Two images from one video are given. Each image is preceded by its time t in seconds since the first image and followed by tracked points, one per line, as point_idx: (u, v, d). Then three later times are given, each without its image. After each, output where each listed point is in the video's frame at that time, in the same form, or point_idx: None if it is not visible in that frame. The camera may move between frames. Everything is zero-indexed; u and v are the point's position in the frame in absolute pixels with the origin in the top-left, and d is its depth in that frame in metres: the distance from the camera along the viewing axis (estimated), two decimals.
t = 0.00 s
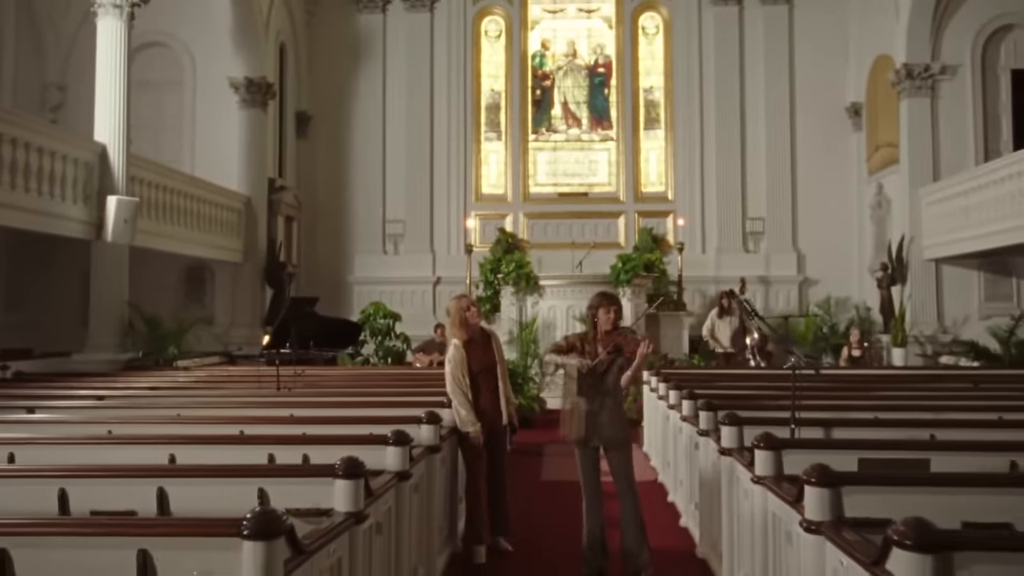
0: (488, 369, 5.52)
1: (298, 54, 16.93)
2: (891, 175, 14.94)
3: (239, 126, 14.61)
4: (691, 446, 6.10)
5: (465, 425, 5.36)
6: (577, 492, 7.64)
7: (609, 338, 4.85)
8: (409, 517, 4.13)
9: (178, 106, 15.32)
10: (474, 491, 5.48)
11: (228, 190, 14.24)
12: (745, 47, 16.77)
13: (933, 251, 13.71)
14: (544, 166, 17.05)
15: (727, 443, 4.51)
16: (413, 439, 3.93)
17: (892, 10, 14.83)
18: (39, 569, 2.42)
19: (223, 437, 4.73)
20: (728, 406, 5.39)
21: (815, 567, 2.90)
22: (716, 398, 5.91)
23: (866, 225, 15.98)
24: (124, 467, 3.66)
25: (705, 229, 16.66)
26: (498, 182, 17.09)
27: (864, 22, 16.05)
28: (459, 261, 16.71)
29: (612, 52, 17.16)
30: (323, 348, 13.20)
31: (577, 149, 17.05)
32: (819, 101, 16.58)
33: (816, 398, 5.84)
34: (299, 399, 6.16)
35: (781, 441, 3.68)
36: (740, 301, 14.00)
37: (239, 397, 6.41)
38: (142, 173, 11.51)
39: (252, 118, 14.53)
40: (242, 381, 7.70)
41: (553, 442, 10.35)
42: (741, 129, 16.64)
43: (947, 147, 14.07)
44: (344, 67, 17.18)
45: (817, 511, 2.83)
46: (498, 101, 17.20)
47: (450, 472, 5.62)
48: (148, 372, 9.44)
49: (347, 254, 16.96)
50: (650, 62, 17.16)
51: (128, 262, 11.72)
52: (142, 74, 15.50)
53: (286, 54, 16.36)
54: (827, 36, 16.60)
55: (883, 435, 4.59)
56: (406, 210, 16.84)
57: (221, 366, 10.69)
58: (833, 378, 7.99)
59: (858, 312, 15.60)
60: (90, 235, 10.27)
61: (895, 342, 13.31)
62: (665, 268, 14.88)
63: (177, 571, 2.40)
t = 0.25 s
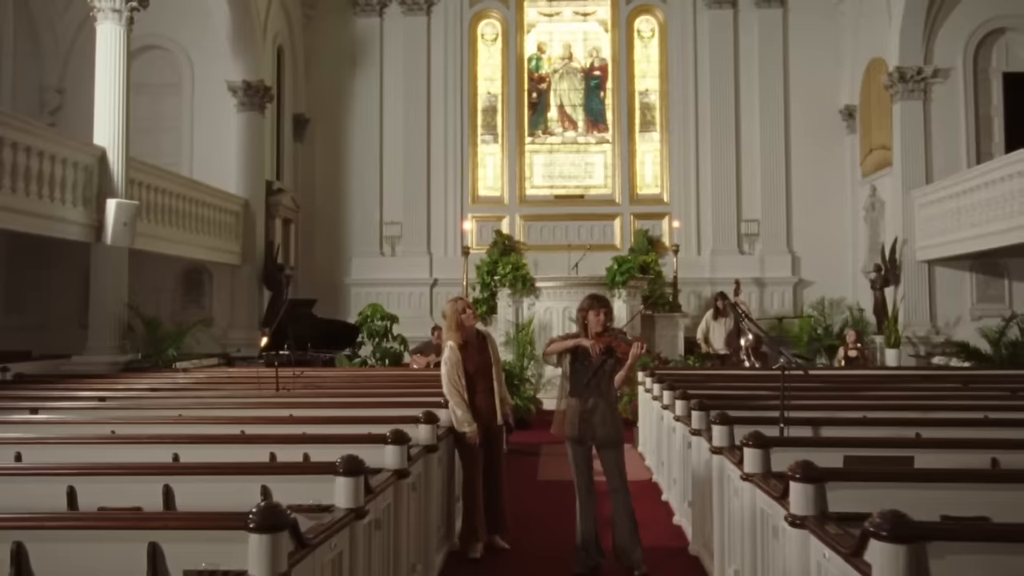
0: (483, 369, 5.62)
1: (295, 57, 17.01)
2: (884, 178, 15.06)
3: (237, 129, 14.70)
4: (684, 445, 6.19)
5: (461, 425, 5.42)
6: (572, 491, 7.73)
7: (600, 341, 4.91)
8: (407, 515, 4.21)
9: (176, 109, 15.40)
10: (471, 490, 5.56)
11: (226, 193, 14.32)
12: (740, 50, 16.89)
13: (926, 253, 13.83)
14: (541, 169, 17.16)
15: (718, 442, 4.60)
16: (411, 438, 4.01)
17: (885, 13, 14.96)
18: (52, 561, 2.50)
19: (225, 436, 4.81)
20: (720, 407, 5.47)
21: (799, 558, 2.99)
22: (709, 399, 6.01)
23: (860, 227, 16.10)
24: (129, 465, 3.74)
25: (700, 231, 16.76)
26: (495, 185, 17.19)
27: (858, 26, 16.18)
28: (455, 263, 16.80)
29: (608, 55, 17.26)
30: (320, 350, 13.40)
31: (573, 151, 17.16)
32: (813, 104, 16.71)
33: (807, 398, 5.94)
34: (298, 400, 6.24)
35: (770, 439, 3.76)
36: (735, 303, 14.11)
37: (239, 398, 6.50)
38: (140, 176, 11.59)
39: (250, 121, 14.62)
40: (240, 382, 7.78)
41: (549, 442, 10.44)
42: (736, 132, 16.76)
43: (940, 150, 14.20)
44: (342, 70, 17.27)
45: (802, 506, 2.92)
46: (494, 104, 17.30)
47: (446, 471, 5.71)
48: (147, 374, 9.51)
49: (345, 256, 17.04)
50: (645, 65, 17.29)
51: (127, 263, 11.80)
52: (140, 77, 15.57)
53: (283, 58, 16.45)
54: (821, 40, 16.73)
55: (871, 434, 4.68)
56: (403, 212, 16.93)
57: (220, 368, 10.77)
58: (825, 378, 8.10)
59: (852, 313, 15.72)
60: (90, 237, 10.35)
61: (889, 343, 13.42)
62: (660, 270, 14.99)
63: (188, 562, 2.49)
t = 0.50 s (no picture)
0: (478, 370, 5.70)
1: (292, 60, 17.10)
2: (876, 183, 15.21)
3: (234, 133, 14.78)
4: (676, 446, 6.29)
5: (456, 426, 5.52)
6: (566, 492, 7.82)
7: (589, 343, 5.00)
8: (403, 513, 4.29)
9: (173, 112, 15.47)
10: (466, 490, 5.65)
11: (223, 196, 14.39)
12: (734, 55, 17.02)
13: (917, 257, 13.97)
14: (536, 172, 17.28)
15: (708, 442, 4.70)
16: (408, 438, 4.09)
17: (877, 20, 15.11)
18: (62, 555, 2.58)
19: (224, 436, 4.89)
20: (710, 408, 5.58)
21: (785, 553, 3.09)
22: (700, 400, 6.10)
23: (852, 231, 16.24)
24: (131, 463, 3.82)
25: (694, 234, 16.89)
26: (490, 189, 17.29)
27: (851, 33, 16.33)
28: (451, 266, 16.90)
29: (603, 60, 17.38)
30: (316, 351, 13.61)
31: (568, 155, 17.28)
32: (806, 109, 16.85)
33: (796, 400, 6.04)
34: (295, 401, 6.32)
35: (757, 439, 3.86)
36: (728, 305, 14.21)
37: (237, 399, 6.57)
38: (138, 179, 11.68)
39: (247, 125, 14.71)
40: (238, 384, 7.86)
41: (543, 444, 10.54)
42: (730, 136, 16.88)
43: (931, 155, 14.34)
44: (338, 74, 17.36)
45: (787, 502, 3.02)
46: (490, 108, 17.40)
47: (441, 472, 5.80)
48: (144, 376, 9.57)
49: (341, 259, 17.12)
50: (640, 69, 17.41)
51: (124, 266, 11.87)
52: (137, 80, 15.63)
53: (280, 62, 16.53)
54: (814, 46, 16.87)
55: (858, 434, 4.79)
56: (399, 215, 17.02)
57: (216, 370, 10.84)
58: (816, 381, 8.20)
59: (844, 317, 15.86)
60: (88, 240, 10.42)
61: (880, 346, 13.54)
62: (654, 273, 15.10)
63: (195, 555, 2.53)
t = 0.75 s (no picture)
0: (477, 374, 5.77)
1: (289, 65, 17.18)
2: (869, 188, 15.34)
3: (231, 138, 14.84)
4: (671, 449, 6.35)
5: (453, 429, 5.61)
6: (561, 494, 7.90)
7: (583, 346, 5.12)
8: (402, 515, 4.36)
9: (171, 118, 15.54)
10: (463, 492, 5.72)
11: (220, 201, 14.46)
12: (728, 62, 17.15)
13: (910, 261, 14.10)
14: (532, 178, 17.38)
15: (701, 444, 4.79)
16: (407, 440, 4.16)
17: (870, 27, 15.24)
18: (75, 551, 2.65)
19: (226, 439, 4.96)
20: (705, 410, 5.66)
21: (775, 552, 3.18)
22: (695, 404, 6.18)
23: (846, 235, 16.36)
24: (136, 464, 3.89)
25: (689, 239, 17.00)
26: (487, 194, 17.37)
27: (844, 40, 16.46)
28: (447, 271, 16.98)
29: (598, 66, 17.50)
30: (314, 356, 13.66)
31: (564, 160, 17.39)
32: (800, 115, 16.98)
33: (788, 403, 6.13)
34: (294, 404, 6.40)
35: (748, 441, 3.95)
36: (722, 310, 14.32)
37: (236, 403, 6.65)
38: (136, 184, 11.75)
39: (245, 130, 14.78)
40: (236, 388, 7.93)
41: (539, 448, 10.61)
42: (725, 142, 17.00)
43: (924, 162, 14.48)
44: (335, 80, 17.45)
45: (776, 501, 3.11)
46: (486, 114, 17.51)
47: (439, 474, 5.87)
48: (142, 380, 9.63)
49: (337, 264, 17.19)
50: (636, 75, 17.53)
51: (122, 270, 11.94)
52: (135, 85, 15.69)
53: (277, 68, 16.61)
54: (808, 52, 17.01)
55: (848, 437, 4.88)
56: (395, 220, 17.10)
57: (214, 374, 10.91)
58: (809, 385, 8.30)
59: (838, 321, 15.98)
60: (87, 245, 10.49)
61: (873, 350, 13.65)
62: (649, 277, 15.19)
63: (203, 551, 2.63)
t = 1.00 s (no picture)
0: (476, 378, 5.83)
1: (287, 71, 17.26)
2: (863, 194, 15.46)
3: (230, 144, 14.91)
4: (667, 451, 6.43)
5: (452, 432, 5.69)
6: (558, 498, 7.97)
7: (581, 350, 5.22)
8: (402, 516, 4.42)
9: (169, 123, 15.61)
10: (462, 494, 5.79)
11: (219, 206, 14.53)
12: (723, 68, 17.27)
13: (904, 267, 14.21)
14: (528, 183, 17.46)
15: (697, 446, 4.86)
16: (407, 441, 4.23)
17: (864, 34, 15.37)
18: (88, 548, 2.72)
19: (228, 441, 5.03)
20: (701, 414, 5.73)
21: (769, 550, 3.25)
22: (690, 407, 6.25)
23: (840, 241, 16.48)
24: (143, 465, 3.96)
25: (685, 244, 17.09)
26: (484, 199, 17.46)
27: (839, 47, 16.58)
28: (444, 276, 17.05)
29: (595, 73, 17.63)
30: (312, 360, 13.75)
31: (561, 166, 17.49)
32: (795, 121, 17.10)
33: (782, 407, 6.22)
34: (295, 408, 6.46)
35: (743, 442, 4.03)
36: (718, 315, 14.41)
37: (237, 406, 6.71)
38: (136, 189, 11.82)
39: (243, 136, 14.85)
40: (236, 392, 7.99)
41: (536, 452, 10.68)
42: (720, 148, 17.11)
43: (917, 168, 14.60)
44: (333, 86, 17.53)
45: (770, 500, 3.19)
46: (483, 119, 17.61)
47: (438, 476, 5.94)
48: (142, 384, 9.69)
49: (335, 269, 17.25)
50: (632, 82, 17.65)
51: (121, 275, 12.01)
52: (133, 91, 15.75)
53: (275, 73, 16.69)
54: (803, 59, 17.14)
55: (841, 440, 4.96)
56: (392, 225, 17.17)
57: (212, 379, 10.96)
58: (804, 389, 8.38)
59: (833, 326, 16.08)
60: (87, 250, 10.54)
61: (868, 354, 13.74)
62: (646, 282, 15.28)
63: (213, 549, 2.69)
